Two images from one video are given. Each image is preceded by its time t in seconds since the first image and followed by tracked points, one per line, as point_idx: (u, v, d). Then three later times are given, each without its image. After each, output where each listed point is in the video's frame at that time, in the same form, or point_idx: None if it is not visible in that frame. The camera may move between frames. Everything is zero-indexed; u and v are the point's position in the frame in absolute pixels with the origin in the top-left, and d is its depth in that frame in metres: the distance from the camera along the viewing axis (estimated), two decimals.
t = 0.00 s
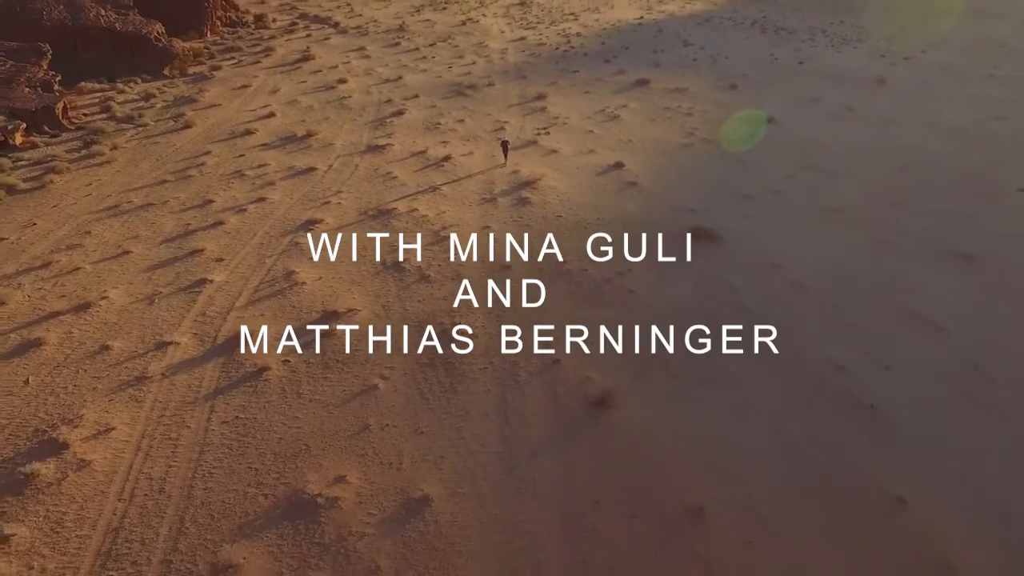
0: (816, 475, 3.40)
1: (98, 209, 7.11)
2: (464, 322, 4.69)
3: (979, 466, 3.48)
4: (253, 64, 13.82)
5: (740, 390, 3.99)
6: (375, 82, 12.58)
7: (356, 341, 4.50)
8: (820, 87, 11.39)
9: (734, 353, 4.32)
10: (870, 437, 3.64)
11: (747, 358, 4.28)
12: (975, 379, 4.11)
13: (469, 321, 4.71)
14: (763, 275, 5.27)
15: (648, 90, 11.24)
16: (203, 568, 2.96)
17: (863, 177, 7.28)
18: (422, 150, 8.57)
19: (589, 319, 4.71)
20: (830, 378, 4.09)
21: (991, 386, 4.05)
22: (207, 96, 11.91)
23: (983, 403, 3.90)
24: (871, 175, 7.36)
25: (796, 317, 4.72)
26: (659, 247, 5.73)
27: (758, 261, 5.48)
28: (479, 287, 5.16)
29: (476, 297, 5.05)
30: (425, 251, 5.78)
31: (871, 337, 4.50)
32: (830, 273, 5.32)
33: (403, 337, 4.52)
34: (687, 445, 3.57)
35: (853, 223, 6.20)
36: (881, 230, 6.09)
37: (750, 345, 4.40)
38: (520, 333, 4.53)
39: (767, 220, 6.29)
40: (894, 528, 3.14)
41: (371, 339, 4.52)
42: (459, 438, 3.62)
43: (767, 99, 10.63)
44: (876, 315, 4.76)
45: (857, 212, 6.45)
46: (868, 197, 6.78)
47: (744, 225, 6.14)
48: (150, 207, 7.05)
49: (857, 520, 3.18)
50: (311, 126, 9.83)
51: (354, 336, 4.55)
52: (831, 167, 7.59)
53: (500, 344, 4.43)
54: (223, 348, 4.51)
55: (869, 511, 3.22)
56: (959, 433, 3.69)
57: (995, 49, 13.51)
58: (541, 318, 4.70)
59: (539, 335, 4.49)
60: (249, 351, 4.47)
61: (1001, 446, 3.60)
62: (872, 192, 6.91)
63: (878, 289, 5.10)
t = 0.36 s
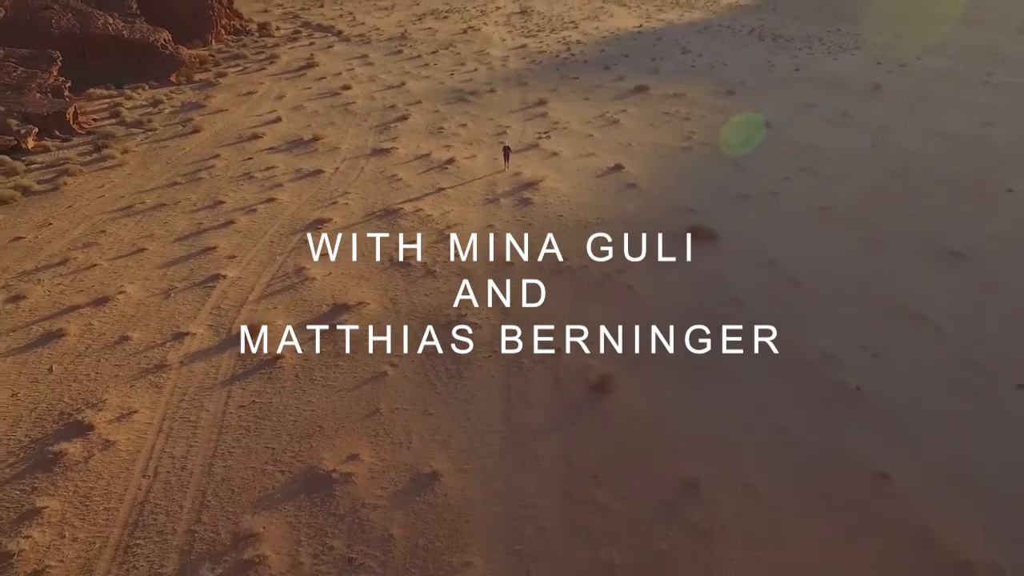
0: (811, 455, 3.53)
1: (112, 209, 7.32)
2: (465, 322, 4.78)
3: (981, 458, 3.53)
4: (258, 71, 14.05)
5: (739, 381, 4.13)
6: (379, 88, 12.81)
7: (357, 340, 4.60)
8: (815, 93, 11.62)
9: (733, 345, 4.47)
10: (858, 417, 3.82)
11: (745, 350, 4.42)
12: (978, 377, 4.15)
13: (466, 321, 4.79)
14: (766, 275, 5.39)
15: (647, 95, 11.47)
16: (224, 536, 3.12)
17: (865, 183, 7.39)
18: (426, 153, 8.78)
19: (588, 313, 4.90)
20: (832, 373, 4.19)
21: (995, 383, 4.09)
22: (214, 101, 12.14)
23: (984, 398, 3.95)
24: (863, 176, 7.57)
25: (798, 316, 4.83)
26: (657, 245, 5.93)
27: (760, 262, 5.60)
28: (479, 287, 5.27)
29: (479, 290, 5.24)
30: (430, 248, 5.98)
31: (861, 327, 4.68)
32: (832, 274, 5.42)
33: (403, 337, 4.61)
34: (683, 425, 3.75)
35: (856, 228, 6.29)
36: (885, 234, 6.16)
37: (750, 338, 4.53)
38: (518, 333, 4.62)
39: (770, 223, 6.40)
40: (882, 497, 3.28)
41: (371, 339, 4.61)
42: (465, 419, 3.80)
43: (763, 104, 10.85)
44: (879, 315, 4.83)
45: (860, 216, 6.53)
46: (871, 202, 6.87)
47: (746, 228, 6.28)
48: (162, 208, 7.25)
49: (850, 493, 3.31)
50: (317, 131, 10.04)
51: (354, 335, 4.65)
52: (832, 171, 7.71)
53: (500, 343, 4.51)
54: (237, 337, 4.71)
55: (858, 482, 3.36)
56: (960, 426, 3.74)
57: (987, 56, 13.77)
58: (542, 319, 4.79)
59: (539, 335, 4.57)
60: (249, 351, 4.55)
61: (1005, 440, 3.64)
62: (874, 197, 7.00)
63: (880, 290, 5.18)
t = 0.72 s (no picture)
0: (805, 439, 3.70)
1: (124, 210, 7.53)
2: (465, 322, 4.88)
3: (968, 445, 3.68)
4: (263, 78, 14.30)
5: (737, 371, 4.30)
6: (382, 95, 13.04)
7: (357, 340, 4.70)
8: (812, 99, 11.85)
9: (731, 338, 4.63)
10: (844, 402, 4.01)
11: (743, 342, 4.59)
12: (978, 376, 4.25)
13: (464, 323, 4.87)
14: (768, 275, 5.52)
15: (646, 102, 11.70)
16: (244, 509, 3.29)
17: (866, 187, 7.50)
18: (429, 157, 9.00)
19: (586, 307, 5.11)
20: (833, 369, 4.32)
21: (994, 381, 4.19)
22: (221, 107, 12.37)
23: (983, 395, 4.06)
24: (856, 178, 7.78)
25: (800, 314, 4.95)
26: (654, 243, 6.14)
27: (761, 261, 5.74)
28: (479, 287, 5.39)
29: (482, 285, 5.43)
30: (434, 246, 6.18)
31: (849, 319, 4.89)
32: (834, 274, 5.54)
33: (403, 337, 4.71)
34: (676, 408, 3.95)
35: (860, 231, 6.39)
36: (887, 237, 6.27)
37: (749, 332, 4.69)
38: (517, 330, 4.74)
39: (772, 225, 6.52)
40: (869, 477, 3.45)
41: (371, 339, 4.71)
42: (470, 403, 4.00)
43: (760, 110, 11.08)
44: (881, 314, 4.94)
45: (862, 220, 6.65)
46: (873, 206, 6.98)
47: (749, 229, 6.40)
48: (174, 208, 7.46)
49: (838, 472, 3.48)
50: (322, 136, 10.25)
51: (354, 335, 4.76)
52: (833, 176, 7.84)
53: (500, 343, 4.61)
54: (252, 328, 4.91)
55: (847, 464, 3.54)
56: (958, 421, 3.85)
57: (981, 64, 14.01)
58: (541, 319, 4.90)
59: (539, 335, 4.67)
60: (249, 350, 4.63)
61: (996, 431, 3.77)
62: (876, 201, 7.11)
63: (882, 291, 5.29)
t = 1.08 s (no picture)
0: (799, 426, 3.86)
1: (137, 211, 7.73)
2: (464, 322, 4.98)
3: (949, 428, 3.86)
4: (268, 85, 14.53)
5: (736, 367, 4.44)
6: (386, 101, 13.28)
7: (357, 340, 4.80)
8: (807, 105, 12.08)
9: (730, 335, 4.77)
10: (832, 389, 4.20)
11: (742, 338, 4.73)
12: (962, 365, 4.44)
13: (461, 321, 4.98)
14: (771, 276, 5.64)
15: (644, 107, 11.93)
16: (263, 484, 3.48)
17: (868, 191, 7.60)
18: (433, 160, 9.21)
19: (586, 301, 5.32)
20: (834, 366, 4.43)
21: (995, 381, 4.27)
22: (227, 113, 12.60)
23: (984, 394, 4.14)
24: (849, 180, 7.99)
25: (804, 313, 5.07)
26: (651, 242, 6.34)
27: (760, 261, 5.90)
28: (479, 287, 5.51)
29: (485, 281, 5.62)
30: (439, 244, 6.38)
31: (839, 312, 5.09)
32: (838, 277, 5.64)
33: (402, 338, 4.80)
34: (671, 394, 4.14)
35: (863, 235, 6.48)
36: (891, 242, 6.35)
37: (749, 330, 4.82)
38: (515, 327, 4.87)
39: (775, 228, 6.64)
40: (856, 457, 3.62)
41: (372, 339, 4.81)
42: (475, 389, 4.19)
43: (756, 115, 11.30)
44: (874, 310, 5.10)
45: (865, 224, 6.74)
46: (876, 210, 7.07)
47: (751, 232, 6.53)
48: (185, 209, 7.66)
49: (825, 451, 3.67)
50: (328, 140, 10.46)
51: (354, 335, 4.85)
52: (834, 180, 7.97)
53: (500, 343, 4.69)
54: (265, 321, 5.11)
55: (833, 443, 3.73)
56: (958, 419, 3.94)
57: (974, 71, 14.26)
58: (541, 320, 4.99)
59: (539, 335, 4.76)
60: (249, 350, 4.73)
61: (977, 415, 3.96)
62: (879, 205, 7.19)
63: (875, 288, 5.45)
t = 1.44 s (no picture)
0: (796, 419, 3.97)
1: (149, 211, 7.94)
2: (464, 323, 5.07)
3: (932, 412, 4.04)
4: (273, 91, 14.77)
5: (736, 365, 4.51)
6: (389, 107, 13.51)
7: (360, 337, 4.92)
8: (803, 110, 12.31)
9: (730, 335, 4.84)
10: (822, 376, 4.38)
11: (741, 338, 4.80)
12: (946, 356, 4.62)
13: (464, 316, 5.17)
14: (771, 277, 5.74)
15: (642, 113, 12.16)
16: (280, 462, 3.68)
17: (864, 195, 7.74)
18: (436, 164, 9.43)
19: (586, 296, 5.51)
20: (835, 364, 4.50)
21: (984, 374, 4.40)
22: (233, 119, 12.83)
23: (978, 389, 4.24)
24: (843, 183, 8.19)
25: (803, 313, 5.16)
26: (649, 240, 6.55)
27: (754, 259, 6.09)
28: (479, 287, 5.63)
29: (488, 277, 5.81)
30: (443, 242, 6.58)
31: (829, 306, 5.27)
32: (838, 279, 5.72)
33: (402, 337, 4.89)
34: (667, 382, 4.33)
35: (862, 239, 6.58)
36: (890, 245, 6.44)
37: (749, 330, 4.89)
38: (516, 324, 5.03)
39: (775, 232, 6.75)
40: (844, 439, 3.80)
41: (372, 339, 4.90)
42: (479, 377, 4.39)
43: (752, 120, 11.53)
44: (863, 304, 5.29)
45: (864, 228, 6.84)
46: (873, 215, 7.18)
47: (750, 235, 6.65)
48: (196, 210, 7.87)
49: (812, 433, 3.86)
50: (333, 145, 10.68)
51: (354, 335, 4.94)
52: (831, 185, 8.11)
53: (500, 343, 4.78)
54: (276, 315, 5.30)
55: (820, 426, 3.91)
56: (960, 420, 3.97)
57: (968, 78, 14.51)
58: (541, 320, 5.08)
59: (539, 335, 4.86)
60: (250, 350, 4.81)
61: (959, 401, 4.14)
62: (877, 210, 7.29)
63: (866, 284, 5.64)
